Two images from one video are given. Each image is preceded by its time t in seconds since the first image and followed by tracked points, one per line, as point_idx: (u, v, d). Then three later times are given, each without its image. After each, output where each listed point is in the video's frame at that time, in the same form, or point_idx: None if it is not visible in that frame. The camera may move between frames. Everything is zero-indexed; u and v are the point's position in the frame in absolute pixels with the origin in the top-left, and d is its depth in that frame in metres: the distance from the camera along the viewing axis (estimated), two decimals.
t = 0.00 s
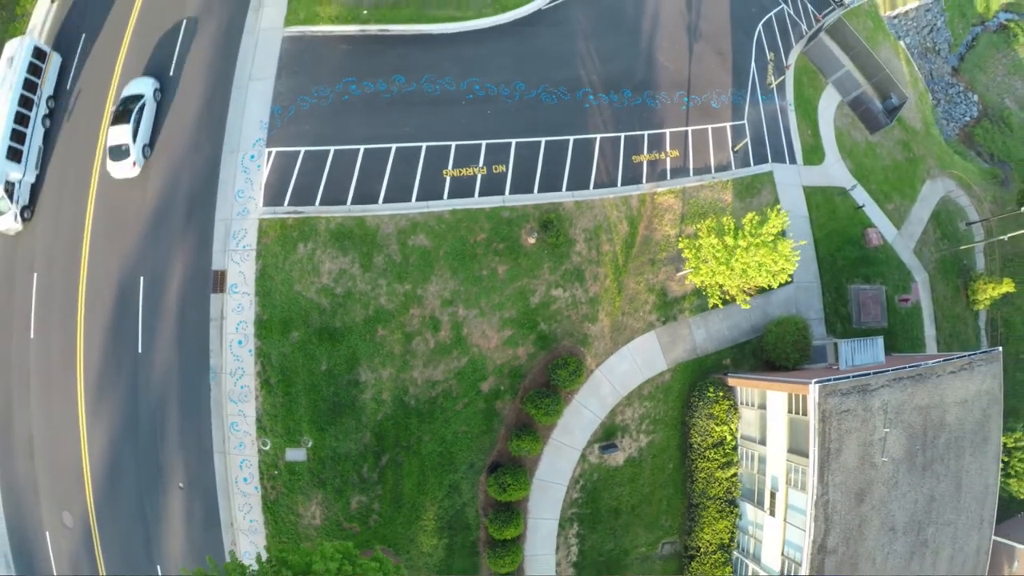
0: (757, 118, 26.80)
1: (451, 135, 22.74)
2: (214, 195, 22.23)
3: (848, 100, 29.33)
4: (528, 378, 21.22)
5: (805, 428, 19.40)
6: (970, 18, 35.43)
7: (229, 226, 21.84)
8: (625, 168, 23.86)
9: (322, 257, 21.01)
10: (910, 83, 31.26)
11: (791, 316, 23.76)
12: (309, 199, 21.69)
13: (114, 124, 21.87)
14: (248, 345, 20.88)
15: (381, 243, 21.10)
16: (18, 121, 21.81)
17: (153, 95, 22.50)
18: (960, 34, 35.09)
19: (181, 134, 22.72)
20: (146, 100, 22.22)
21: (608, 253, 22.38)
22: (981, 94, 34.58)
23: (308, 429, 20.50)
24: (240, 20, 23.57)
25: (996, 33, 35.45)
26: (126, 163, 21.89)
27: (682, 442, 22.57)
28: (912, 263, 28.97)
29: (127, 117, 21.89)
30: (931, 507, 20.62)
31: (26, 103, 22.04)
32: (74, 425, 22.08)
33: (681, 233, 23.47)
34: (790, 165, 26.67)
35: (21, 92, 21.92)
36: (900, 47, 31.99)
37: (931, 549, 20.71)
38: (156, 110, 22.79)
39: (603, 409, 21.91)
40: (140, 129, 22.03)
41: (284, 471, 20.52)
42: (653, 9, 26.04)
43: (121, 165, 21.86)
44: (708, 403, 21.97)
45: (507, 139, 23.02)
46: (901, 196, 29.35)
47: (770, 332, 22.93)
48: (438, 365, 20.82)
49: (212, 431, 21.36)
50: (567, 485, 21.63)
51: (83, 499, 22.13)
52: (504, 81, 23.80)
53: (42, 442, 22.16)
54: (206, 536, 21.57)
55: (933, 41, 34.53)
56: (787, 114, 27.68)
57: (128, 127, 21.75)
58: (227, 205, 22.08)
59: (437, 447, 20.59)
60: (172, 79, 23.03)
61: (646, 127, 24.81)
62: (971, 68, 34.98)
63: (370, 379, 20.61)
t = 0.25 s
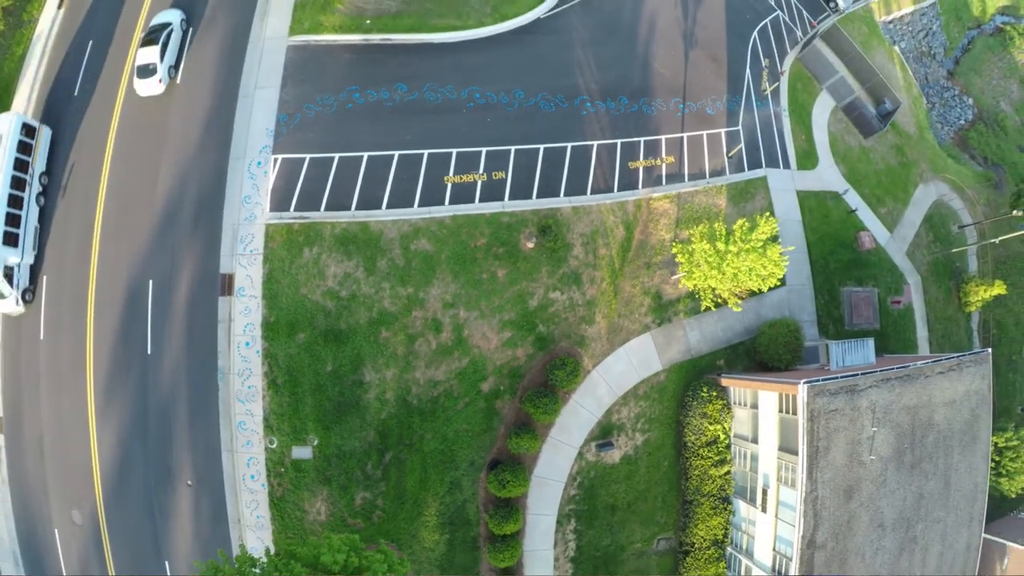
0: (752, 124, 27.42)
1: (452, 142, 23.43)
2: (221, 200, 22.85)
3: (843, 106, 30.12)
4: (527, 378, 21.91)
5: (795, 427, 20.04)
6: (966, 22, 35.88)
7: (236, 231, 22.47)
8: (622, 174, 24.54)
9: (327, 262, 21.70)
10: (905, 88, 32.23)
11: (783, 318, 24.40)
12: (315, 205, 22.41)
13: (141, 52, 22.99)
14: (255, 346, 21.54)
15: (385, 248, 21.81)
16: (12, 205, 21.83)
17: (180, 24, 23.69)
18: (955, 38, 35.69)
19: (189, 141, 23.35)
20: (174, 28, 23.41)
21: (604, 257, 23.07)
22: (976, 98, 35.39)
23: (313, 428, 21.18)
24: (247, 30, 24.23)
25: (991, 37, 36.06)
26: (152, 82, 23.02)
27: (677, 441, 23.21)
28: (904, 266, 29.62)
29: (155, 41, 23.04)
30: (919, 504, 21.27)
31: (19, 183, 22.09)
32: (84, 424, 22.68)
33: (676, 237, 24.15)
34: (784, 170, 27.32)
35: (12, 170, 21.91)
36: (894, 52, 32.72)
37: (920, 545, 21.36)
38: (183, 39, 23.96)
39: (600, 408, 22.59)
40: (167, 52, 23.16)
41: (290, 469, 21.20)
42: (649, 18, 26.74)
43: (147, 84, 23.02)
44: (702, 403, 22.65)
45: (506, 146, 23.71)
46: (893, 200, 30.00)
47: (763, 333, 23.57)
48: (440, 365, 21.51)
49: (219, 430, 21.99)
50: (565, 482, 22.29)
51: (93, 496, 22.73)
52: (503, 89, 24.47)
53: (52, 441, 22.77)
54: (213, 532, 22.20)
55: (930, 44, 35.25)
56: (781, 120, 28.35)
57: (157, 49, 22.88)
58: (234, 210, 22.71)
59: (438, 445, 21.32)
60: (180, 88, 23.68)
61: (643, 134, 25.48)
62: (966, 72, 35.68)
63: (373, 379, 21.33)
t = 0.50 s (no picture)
0: (747, 128, 28.01)
1: (453, 147, 24.04)
2: (228, 203, 23.42)
3: (838, 109, 30.40)
4: (526, 377, 22.61)
5: (786, 425, 20.62)
6: (963, 24, 36.70)
7: (242, 233, 23.05)
8: (619, 179, 25.17)
9: (332, 264, 22.38)
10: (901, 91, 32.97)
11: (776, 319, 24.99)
12: (320, 209, 23.02)
13: None
14: (261, 347, 22.12)
15: (388, 250, 22.49)
16: (12, 280, 22.08)
17: None
18: (952, 41, 36.44)
19: (196, 145, 23.93)
20: None
21: (601, 259, 23.71)
22: (972, 100, 36.01)
23: (318, 425, 21.84)
24: (252, 36, 24.79)
25: (989, 39, 37.01)
26: (176, 19, 24.17)
27: (672, 439, 23.80)
28: (898, 268, 30.19)
29: None
30: (909, 502, 21.86)
31: (19, 258, 22.34)
32: (92, 422, 23.25)
33: (671, 240, 24.79)
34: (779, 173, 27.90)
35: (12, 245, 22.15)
36: (890, 55, 33.46)
37: (910, 541, 21.91)
38: None
39: (597, 406, 23.21)
40: None
41: (295, 465, 21.85)
42: (647, 24, 27.31)
43: (171, 21, 24.14)
44: (696, 401, 23.24)
45: (506, 151, 24.32)
46: (887, 203, 30.52)
47: (756, 333, 24.14)
48: (441, 364, 22.23)
49: (225, 428, 22.55)
50: (562, 479, 22.92)
51: (101, 493, 23.27)
52: (503, 95, 25.06)
53: (60, 440, 23.34)
54: (220, 527, 22.78)
55: (926, 47, 35.80)
56: (776, 124, 28.87)
57: None
58: (240, 213, 23.28)
59: (439, 442, 21.98)
60: (187, 94, 24.26)
61: (640, 138, 26.08)
62: (964, 74, 36.40)
63: (377, 378, 22.00)
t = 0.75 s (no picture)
0: (741, 133, 28.70)
1: (453, 154, 24.79)
2: (235, 208, 24.10)
3: (831, 114, 31.02)
4: (524, 377, 23.41)
5: (776, 423, 21.32)
6: (959, 27, 36.70)
7: (249, 237, 23.77)
8: (615, 184, 25.90)
9: (336, 267, 23.20)
10: (894, 95, 33.16)
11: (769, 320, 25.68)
12: (325, 214, 23.80)
13: None
14: (269, 347, 22.97)
15: (391, 253, 23.31)
16: (20, 364, 22.64)
17: None
18: (948, 44, 36.53)
19: (203, 152, 24.60)
20: None
21: (598, 262, 24.44)
22: (966, 103, 36.59)
23: (323, 423, 22.66)
24: (257, 44, 25.42)
25: (983, 42, 37.21)
26: None
27: (667, 437, 24.49)
28: (890, 270, 30.83)
29: None
30: (898, 499, 22.49)
31: (25, 319, 22.89)
32: (102, 421, 23.92)
33: (666, 243, 25.51)
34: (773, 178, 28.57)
35: (16, 330, 22.66)
36: (885, 59, 33.90)
37: (899, 537, 22.52)
38: None
39: (593, 404, 23.95)
40: None
41: (301, 462, 22.67)
42: (643, 32, 28.03)
43: None
44: (690, 400, 23.93)
45: (505, 157, 25.08)
46: (880, 206, 31.11)
47: (749, 334, 24.82)
48: (442, 364, 23.05)
49: (233, 427, 23.28)
50: (560, 475, 23.66)
51: (110, 490, 23.92)
52: (503, 102, 25.77)
53: (70, 438, 23.99)
54: (227, 524, 23.47)
55: (921, 51, 35.94)
56: (770, 129, 29.47)
57: None
58: (247, 218, 23.97)
59: (441, 440, 22.79)
60: (195, 101, 24.95)
61: (635, 144, 26.79)
62: (959, 78, 36.81)
63: (380, 378, 22.82)
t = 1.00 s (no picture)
0: (737, 137, 29.28)
1: (454, 159, 25.46)
2: (241, 212, 24.74)
3: (826, 117, 31.82)
4: (524, 376, 24.11)
5: (767, 421, 21.96)
6: (955, 29, 37.44)
7: (255, 241, 24.41)
8: (612, 188, 26.54)
9: (340, 270, 23.88)
10: (890, 98, 33.90)
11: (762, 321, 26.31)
12: (329, 218, 24.49)
13: None
14: (274, 348, 23.62)
15: (393, 256, 24.00)
16: (32, 437, 23.30)
17: None
18: (944, 47, 37.30)
19: (209, 157, 25.23)
20: None
21: (595, 265, 25.09)
22: (962, 105, 37.26)
23: (328, 421, 23.40)
24: (261, 51, 26.03)
25: (980, 44, 37.81)
26: None
27: (662, 435, 25.15)
28: (884, 271, 31.33)
29: None
30: (888, 496, 23.08)
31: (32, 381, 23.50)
32: (111, 420, 24.52)
33: (662, 246, 26.17)
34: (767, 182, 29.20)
35: (26, 404, 23.24)
36: (880, 62, 34.49)
37: (889, 534, 23.11)
38: None
39: (590, 403, 24.63)
40: None
41: (307, 459, 23.40)
42: (640, 39, 28.68)
43: None
44: (685, 399, 24.59)
45: (504, 163, 25.74)
46: (874, 209, 31.69)
47: (743, 335, 25.46)
48: (443, 365, 23.75)
49: (239, 426, 23.92)
50: (558, 472, 24.36)
51: (118, 488, 24.53)
52: (502, 109, 26.42)
53: (77, 438, 24.55)
54: (233, 520, 24.12)
55: (918, 53, 36.71)
56: (765, 134, 30.07)
57: None
58: (253, 222, 24.62)
59: (442, 438, 23.53)
60: (201, 107, 25.57)
61: (632, 149, 27.44)
62: (955, 80, 37.48)
63: (383, 378, 23.54)
